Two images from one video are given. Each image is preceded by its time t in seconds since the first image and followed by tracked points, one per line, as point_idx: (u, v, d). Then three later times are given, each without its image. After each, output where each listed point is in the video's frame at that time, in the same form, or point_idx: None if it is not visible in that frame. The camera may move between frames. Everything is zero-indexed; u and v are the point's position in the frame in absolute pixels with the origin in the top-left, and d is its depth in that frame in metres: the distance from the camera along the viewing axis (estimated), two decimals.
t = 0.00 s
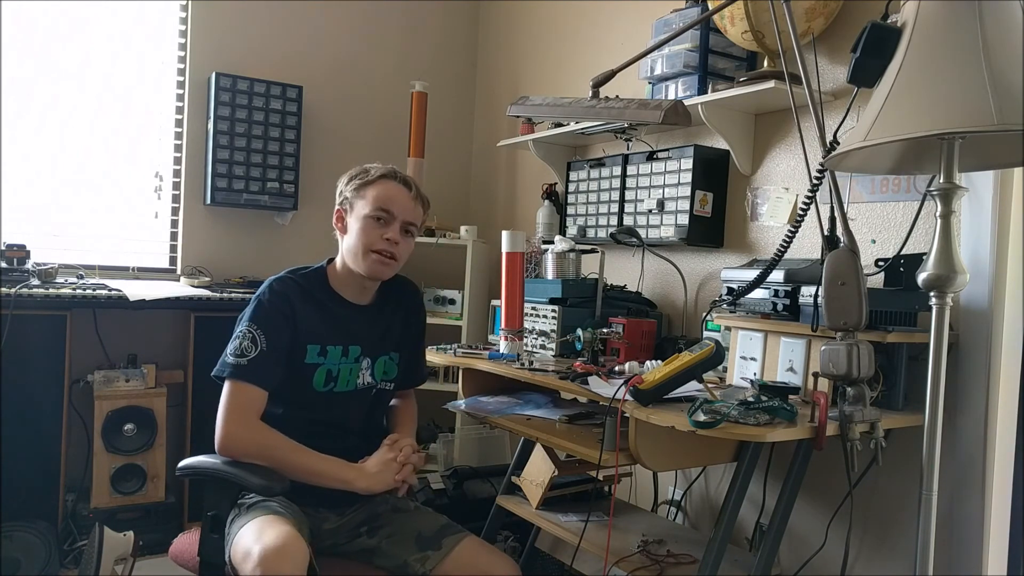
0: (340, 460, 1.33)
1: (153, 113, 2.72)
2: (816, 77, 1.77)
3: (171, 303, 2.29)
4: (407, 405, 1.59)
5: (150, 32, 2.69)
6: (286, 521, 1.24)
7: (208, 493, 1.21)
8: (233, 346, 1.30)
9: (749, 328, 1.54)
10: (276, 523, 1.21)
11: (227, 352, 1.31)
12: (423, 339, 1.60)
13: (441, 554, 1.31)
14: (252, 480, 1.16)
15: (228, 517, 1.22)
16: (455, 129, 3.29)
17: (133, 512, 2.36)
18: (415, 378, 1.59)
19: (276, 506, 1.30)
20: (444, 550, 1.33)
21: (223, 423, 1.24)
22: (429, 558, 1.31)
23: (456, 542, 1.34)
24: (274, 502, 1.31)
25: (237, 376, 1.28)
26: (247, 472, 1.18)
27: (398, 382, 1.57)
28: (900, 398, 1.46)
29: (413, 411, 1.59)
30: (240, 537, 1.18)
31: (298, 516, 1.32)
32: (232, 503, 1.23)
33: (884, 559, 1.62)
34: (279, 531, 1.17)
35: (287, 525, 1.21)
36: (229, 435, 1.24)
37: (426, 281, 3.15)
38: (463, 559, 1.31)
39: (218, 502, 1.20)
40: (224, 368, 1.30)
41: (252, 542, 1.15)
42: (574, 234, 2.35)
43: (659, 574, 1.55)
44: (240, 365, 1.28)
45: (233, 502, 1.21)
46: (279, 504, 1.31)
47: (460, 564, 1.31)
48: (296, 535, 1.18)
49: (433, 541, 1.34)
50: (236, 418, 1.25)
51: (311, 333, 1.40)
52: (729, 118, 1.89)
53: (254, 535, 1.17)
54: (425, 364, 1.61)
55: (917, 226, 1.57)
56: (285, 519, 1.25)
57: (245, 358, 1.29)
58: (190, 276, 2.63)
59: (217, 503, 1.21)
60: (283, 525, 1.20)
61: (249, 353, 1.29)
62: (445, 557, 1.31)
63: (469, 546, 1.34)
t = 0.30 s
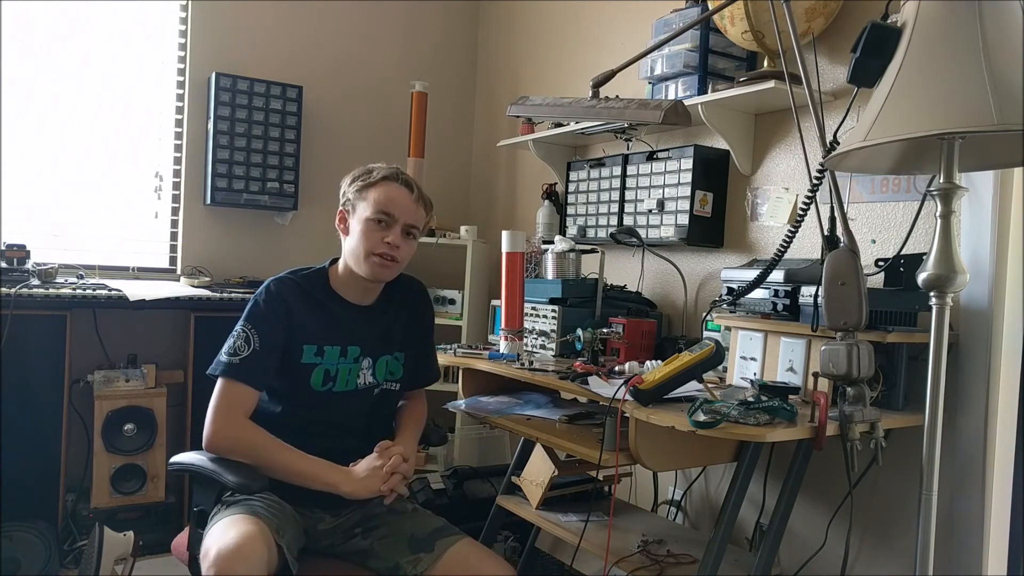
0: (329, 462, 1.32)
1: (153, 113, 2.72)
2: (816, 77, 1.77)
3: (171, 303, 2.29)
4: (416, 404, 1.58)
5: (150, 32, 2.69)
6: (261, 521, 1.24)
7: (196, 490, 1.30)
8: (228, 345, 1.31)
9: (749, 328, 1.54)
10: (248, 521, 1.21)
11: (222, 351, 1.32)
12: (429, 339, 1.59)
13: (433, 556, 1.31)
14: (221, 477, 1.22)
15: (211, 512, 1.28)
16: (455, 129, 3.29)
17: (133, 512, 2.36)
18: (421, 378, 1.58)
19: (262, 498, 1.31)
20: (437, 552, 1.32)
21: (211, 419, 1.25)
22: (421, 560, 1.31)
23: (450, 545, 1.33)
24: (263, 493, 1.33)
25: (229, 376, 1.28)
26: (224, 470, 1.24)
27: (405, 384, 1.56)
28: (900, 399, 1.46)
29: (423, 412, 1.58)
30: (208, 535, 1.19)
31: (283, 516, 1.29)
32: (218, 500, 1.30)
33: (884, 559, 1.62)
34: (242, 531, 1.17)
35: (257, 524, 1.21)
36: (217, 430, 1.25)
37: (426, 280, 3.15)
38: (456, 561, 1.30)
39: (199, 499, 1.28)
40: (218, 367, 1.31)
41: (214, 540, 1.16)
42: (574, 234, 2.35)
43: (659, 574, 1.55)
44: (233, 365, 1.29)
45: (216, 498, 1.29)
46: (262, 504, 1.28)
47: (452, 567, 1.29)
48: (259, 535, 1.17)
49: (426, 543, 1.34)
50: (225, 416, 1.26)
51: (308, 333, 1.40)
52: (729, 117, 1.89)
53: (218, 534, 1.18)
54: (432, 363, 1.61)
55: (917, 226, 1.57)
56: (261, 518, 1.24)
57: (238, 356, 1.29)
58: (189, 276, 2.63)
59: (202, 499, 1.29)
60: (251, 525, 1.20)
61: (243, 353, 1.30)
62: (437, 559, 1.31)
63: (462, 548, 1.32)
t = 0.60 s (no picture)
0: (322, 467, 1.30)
1: (153, 113, 2.72)
2: (817, 77, 1.77)
3: (171, 303, 2.29)
4: (419, 404, 1.57)
5: (150, 31, 2.69)
6: (245, 525, 1.22)
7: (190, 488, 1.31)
8: (222, 346, 1.31)
9: (750, 328, 1.54)
10: (233, 526, 1.20)
11: (216, 350, 1.32)
12: (428, 339, 1.60)
13: (430, 556, 1.31)
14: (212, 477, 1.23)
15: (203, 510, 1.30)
16: (455, 129, 3.29)
17: (134, 512, 2.36)
18: (421, 377, 1.58)
19: (252, 499, 1.31)
20: (434, 551, 1.32)
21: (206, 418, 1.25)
22: (418, 559, 1.31)
23: (447, 545, 1.33)
24: (253, 494, 1.33)
25: (224, 376, 1.28)
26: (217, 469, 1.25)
27: (405, 383, 1.56)
28: (901, 398, 1.46)
29: (425, 412, 1.58)
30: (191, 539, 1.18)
31: (274, 518, 1.29)
32: (211, 500, 1.32)
33: (884, 559, 1.62)
34: (222, 535, 1.16)
35: (240, 529, 1.20)
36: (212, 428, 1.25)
37: (426, 281, 3.15)
38: (452, 560, 1.30)
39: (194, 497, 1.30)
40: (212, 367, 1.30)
41: (194, 545, 1.14)
42: (574, 234, 2.35)
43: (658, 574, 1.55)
44: (228, 365, 1.29)
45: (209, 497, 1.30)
46: (252, 505, 1.29)
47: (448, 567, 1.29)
48: (240, 541, 1.16)
49: (424, 543, 1.34)
50: (222, 416, 1.26)
51: (304, 333, 1.40)
52: (728, 117, 1.89)
53: (199, 538, 1.16)
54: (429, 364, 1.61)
55: (917, 226, 1.57)
56: (247, 522, 1.23)
57: (232, 356, 1.29)
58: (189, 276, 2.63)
59: (196, 497, 1.30)
60: (234, 529, 1.19)
61: (237, 352, 1.30)
62: (433, 559, 1.30)
63: (458, 548, 1.32)
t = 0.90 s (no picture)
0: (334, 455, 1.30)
1: (153, 113, 2.72)
2: (816, 77, 1.77)
3: (171, 303, 2.29)
4: (418, 403, 1.58)
5: (149, 32, 2.69)
6: (243, 529, 1.22)
7: (192, 488, 1.31)
8: (229, 344, 1.31)
9: (750, 328, 1.54)
10: (231, 528, 1.20)
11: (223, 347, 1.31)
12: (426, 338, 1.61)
13: (430, 555, 1.31)
14: (216, 478, 1.22)
15: (205, 510, 1.30)
16: (455, 129, 3.29)
17: (134, 512, 2.36)
18: (419, 375, 1.58)
19: (252, 500, 1.32)
20: (435, 551, 1.32)
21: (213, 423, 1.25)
22: (418, 559, 1.31)
23: (448, 545, 1.33)
24: (253, 494, 1.34)
25: (232, 374, 1.28)
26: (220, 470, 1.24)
27: (404, 381, 1.57)
28: (900, 398, 1.47)
29: (423, 410, 1.58)
30: (189, 541, 1.18)
31: (274, 519, 1.30)
32: (213, 500, 1.32)
33: (885, 559, 1.62)
34: (218, 542, 1.15)
35: (239, 531, 1.20)
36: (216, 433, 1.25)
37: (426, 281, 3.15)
38: (453, 560, 1.30)
39: (196, 497, 1.30)
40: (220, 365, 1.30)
41: (191, 548, 1.15)
42: (574, 234, 2.35)
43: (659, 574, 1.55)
44: (233, 364, 1.28)
45: (211, 498, 1.30)
46: (252, 506, 1.29)
47: (449, 567, 1.29)
48: (237, 543, 1.16)
49: (425, 542, 1.34)
50: (226, 417, 1.25)
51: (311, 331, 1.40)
52: (729, 117, 1.89)
53: (197, 542, 1.16)
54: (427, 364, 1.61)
55: (917, 226, 1.57)
56: (246, 524, 1.23)
57: (240, 354, 1.29)
58: (189, 276, 2.63)
59: (199, 498, 1.30)
60: (230, 534, 1.18)
61: (245, 350, 1.30)
62: (434, 559, 1.30)
63: (459, 548, 1.32)
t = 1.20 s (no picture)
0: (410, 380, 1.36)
1: (153, 113, 2.72)
2: (816, 77, 1.77)
3: (171, 303, 2.29)
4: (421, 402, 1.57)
5: (149, 32, 2.69)
6: (243, 531, 1.21)
7: (193, 488, 1.33)
8: (282, 346, 1.27)
9: (749, 328, 1.54)
10: (230, 529, 1.20)
11: (274, 350, 1.27)
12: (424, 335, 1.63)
13: (431, 555, 1.31)
14: (218, 476, 1.27)
15: (205, 509, 1.31)
16: (455, 129, 3.29)
17: (134, 512, 2.36)
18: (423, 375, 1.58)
19: (253, 500, 1.31)
20: (435, 550, 1.32)
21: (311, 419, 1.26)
22: (419, 558, 1.31)
23: (448, 545, 1.33)
24: (254, 494, 1.33)
25: (302, 375, 1.27)
26: (223, 469, 1.30)
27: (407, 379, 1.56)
28: (900, 398, 1.47)
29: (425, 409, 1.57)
30: (188, 543, 1.18)
31: (275, 519, 1.29)
32: (214, 501, 1.32)
33: (885, 559, 1.62)
34: (217, 543, 1.15)
35: (238, 532, 1.20)
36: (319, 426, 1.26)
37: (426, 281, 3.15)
38: (454, 559, 1.30)
39: (197, 497, 1.31)
40: (276, 367, 1.27)
41: (191, 550, 1.15)
42: (574, 234, 2.35)
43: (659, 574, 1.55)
44: (298, 365, 1.27)
45: (212, 497, 1.32)
46: (252, 507, 1.29)
47: (450, 566, 1.29)
48: (236, 544, 1.16)
49: (425, 542, 1.34)
50: (318, 407, 1.26)
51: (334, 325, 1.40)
52: (729, 117, 1.89)
53: (196, 543, 1.16)
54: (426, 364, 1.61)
55: (917, 226, 1.57)
56: (246, 525, 1.23)
57: (304, 353, 1.28)
58: (190, 276, 2.63)
59: (199, 497, 1.32)
60: (230, 536, 1.18)
61: (306, 348, 1.28)
62: (434, 558, 1.30)
63: (459, 548, 1.32)
